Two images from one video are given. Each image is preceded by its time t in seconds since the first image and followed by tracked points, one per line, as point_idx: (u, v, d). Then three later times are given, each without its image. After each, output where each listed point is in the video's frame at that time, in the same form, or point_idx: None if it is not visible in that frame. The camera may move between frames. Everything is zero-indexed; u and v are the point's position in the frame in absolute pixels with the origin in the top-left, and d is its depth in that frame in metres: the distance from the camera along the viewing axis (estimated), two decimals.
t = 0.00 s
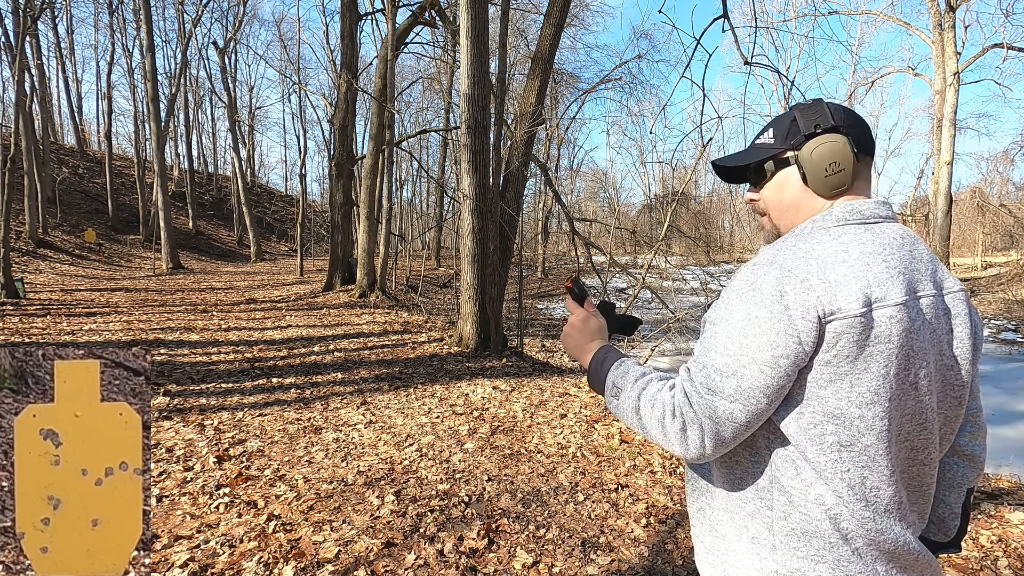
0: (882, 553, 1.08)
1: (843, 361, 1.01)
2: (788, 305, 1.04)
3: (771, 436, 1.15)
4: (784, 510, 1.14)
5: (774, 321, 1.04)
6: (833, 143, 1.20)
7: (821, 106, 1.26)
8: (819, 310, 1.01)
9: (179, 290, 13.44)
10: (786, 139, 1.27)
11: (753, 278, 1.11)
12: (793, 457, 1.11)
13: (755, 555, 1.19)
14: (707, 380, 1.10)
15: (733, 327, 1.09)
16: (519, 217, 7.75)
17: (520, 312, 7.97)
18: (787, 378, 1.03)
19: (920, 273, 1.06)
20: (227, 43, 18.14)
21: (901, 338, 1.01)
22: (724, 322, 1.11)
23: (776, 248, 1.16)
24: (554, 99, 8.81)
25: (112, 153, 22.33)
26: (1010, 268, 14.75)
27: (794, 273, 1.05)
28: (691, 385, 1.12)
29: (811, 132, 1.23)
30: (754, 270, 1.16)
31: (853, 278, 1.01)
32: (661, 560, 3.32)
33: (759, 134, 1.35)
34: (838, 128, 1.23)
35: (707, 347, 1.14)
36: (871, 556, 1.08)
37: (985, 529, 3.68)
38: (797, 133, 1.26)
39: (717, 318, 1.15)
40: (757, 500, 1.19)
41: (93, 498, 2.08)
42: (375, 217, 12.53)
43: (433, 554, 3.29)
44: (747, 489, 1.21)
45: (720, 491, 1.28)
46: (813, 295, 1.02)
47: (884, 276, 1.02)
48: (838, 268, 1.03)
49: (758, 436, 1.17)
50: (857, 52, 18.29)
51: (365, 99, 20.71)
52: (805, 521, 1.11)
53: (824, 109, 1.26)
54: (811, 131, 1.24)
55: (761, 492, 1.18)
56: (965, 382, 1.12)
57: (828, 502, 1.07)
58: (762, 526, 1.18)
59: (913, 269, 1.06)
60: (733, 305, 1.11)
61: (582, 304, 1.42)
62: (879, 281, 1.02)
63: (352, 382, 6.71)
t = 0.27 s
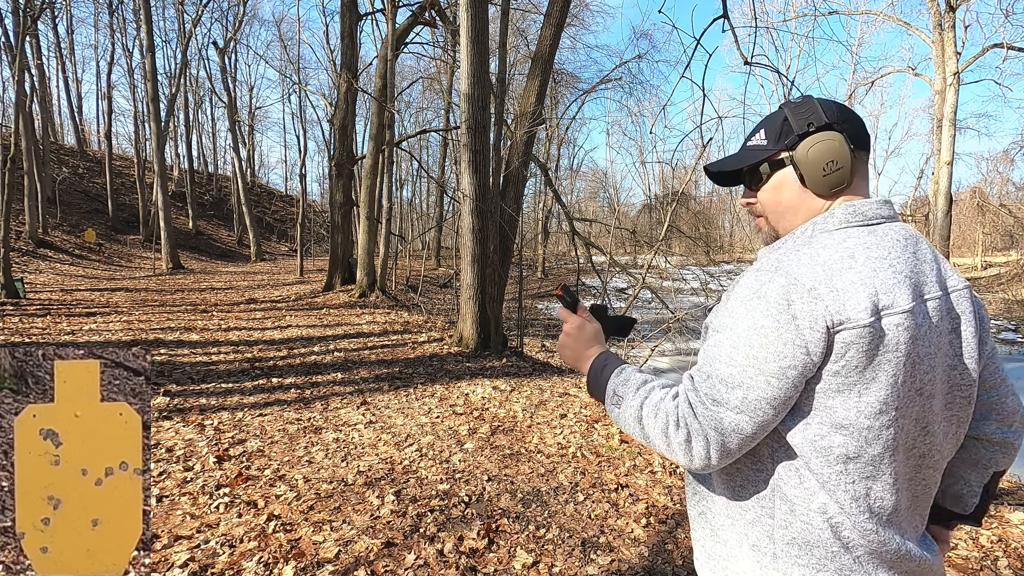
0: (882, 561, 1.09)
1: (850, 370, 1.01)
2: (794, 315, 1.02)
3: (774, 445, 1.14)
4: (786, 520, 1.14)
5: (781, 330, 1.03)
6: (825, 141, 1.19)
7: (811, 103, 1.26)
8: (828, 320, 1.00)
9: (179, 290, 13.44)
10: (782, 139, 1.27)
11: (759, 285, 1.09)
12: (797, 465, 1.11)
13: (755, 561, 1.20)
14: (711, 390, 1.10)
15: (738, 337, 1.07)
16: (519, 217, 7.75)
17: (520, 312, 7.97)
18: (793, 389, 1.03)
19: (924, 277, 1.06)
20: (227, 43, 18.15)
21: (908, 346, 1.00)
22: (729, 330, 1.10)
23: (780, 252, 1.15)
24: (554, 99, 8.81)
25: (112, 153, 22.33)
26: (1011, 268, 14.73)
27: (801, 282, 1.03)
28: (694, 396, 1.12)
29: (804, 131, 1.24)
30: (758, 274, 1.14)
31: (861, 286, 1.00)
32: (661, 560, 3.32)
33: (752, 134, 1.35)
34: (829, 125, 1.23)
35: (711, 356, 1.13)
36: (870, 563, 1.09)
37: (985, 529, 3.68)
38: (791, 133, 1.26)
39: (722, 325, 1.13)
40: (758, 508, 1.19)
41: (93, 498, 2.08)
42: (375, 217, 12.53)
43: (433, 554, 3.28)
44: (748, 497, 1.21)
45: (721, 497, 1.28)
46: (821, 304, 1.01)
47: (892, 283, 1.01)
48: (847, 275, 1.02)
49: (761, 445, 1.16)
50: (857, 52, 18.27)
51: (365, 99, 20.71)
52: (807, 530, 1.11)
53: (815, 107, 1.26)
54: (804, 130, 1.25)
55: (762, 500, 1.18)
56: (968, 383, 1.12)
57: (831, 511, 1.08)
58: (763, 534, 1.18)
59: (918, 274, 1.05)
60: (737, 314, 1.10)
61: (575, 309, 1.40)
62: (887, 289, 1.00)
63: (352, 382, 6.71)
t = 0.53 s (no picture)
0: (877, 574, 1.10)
1: (863, 390, 0.99)
2: (806, 335, 1.00)
3: (779, 457, 1.13)
4: (782, 532, 1.14)
5: (792, 350, 1.01)
6: (773, 164, 1.24)
7: (766, 125, 1.30)
8: (842, 340, 0.98)
9: (179, 290, 13.43)
10: (750, 166, 1.35)
11: (770, 299, 1.06)
12: (802, 480, 1.10)
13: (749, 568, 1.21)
14: (719, 408, 1.09)
15: (748, 356, 1.06)
16: (519, 217, 7.75)
17: (520, 312, 7.97)
18: (803, 409, 1.01)
19: (941, 288, 1.03)
20: (228, 43, 18.16)
21: (924, 363, 0.98)
22: (738, 347, 1.08)
23: (791, 261, 1.13)
24: (555, 99, 8.80)
25: (112, 153, 22.32)
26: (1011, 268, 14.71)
27: (814, 300, 1.01)
28: (701, 413, 1.12)
29: (761, 155, 1.30)
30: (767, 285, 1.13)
31: (876, 303, 0.97)
32: (661, 559, 3.32)
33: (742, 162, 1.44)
34: (780, 144, 1.25)
35: (719, 371, 1.11)
36: None
37: (985, 529, 3.68)
38: (755, 158, 1.33)
39: (731, 340, 1.11)
40: (753, 518, 1.20)
41: (93, 498, 2.08)
42: (375, 217, 12.53)
43: (433, 554, 3.28)
44: (745, 506, 1.21)
45: (717, 500, 1.28)
46: (836, 323, 0.98)
47: (908, 299, 0.98)
48: (861, 290, 0.99)
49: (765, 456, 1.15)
50: (857, 52, 18.28)
51: (365, 99, 20.71)
52: (802, 544, 1.11)
53: (769, 126, 1.29)
54: (762, 153, 1.30)
55: (759, 510, 1.18)
56: (980, 392, 1.11)
57: (828, 527, 1.08)
58: (758, 543, 1.19)
59: (934, 285, 1.02)
60: (747, 330, 1.08)
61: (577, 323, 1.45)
62: (903, 305, 0.98)
63: (352, 382, 6.71)
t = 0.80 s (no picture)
0: None
1: (887, 398, 0.99)
2: (834, 340, 0.98)
3: (794, 462, 1.13)
4: (791, 540, 1.14)
5: (817, 355, 0.99)
6: (815, 151, 1.19)
7: (803, 109, 1.25)
8: (872, 346, 0.96)
9: (179, 290, 13.43)
10: (777, 152, 1.30)
11: (795, 301, 1.05)
12: (817, 487, 1.10)
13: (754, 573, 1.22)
14: (734, 408, 1.08)
15: (770, 358, 1.04)
16: (519, 217, 7.74)
17: (519, 312, 7.97)
18: (823, 415, 1.00)
19: (964, 298, 1.03)
20: (228, 43, 18.16)
21: (948, 373, 0.98)
22: (760, 348, 1.06)
23: (813, 262, 1.12)
24: (554, 99, 8.80)
25: (112, 153, 22.32)
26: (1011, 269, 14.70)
27: (845, 303, 0.99)
28: (712, 412, 1.11)
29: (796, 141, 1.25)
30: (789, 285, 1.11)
31: (905, 310, 0.96)
32: (661, 559, 3.32)
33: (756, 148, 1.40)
34: (821, 129, 1.21)
35: (735, 371, 1.10)
36: None
37: (985, 529, 3.67)
38: (785, 144, 1.29)
39: (752, 340, 1.10)
40: (763, 524, 1.19)
41: (93, 498, 2.08)
42: (375, 217, 12.53)
43: (433, 554, 3.28)
44: (753, 510, 1.21)
45: (723, 497, 1.28)
46: (866, 329, 0.97)
47: (935, 308, 0.97)
48: (892, 296, 0.98)
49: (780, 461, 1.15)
50: (857, 52, 18.26)
51: (365, 100, 20.70)
52: (812, 553, 1.11)
53: (806, 110, 1.25)
54: (797, 139, 1.26)
55: (769, 517, 1.18)
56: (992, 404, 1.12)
57: (842, 535, 1.08)
58: (765, 550, 1.18)
59: (959, 294, 1.02)
60: (772, 330, 1.06)
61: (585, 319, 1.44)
62: (930, 314, 0.97)
63: (352, 382, 6.71)
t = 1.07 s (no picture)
0: None
1: (917, 402, 0.99)
2: (875, 342, 0.98)
3: (817, 464, 1.12)
4: (813, 544, 1.14)
5: (856, 356, 0.98)
6: (872, 142, 1.14)
7: (856, 95, 1.20)
8: (914, 350, 0.96)
9: (179, 290, 13.44)
10: (820, 136, 1.23)
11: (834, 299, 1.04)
12: (842, 489, 1.10)
13: None
14: (760, 405, 1.07)
15: (807, 355, 1.03)
16: (519, 217, 7.74)
17: (519, 312, 7.97)
18: (853, 417, 1.00)
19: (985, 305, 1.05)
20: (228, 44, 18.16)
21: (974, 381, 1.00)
22: (795, 345, 1.05)
23: (842, 260, 1.12)
24: (554, 99, 8.79)
25: (112, 153, 22.32)
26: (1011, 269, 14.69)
27: (888, 303, 0.98)
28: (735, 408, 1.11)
29: (848, 127, 1.19)
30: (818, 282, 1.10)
31: (944, 314, 0.96)
32: (661, 560, 3.32)
33: (786, 129, 1.31)
34: (877, 120, 1.17)
35: (765, 367, 1.09)
36: None
37: (985, 529, 3.67)
38: (830, 129, 1.21)
39: (784, 337, 1.08)
40: (782, 529, 1.19)
41: (93, 498, 2.08)
42: (375, 217, 12.52)
43: (433, 554, 3.28)
44: (771, 514, 1.20)
45: (738, 495, 1.27)
46: (908, 331, 0.96)
47: (968, 315, 0.99)
48: (932, 300, 0.97)
49: (803, 464, 1.14)
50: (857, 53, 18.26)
51: (365, 100, 20.71)
52: (834, 556, 1.11)
53: (861, 97, 1.19)
54: (847, 126, 1.19)
55: (789, 521, 1.17)
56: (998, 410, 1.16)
57: (866, 537, 1.08)
58: (783, 555, 1.18)
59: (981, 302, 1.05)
60: (810, 328, 1.05)
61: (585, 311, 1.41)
62: (965, 320, 0.98)
63: (352, 382, 6.71)
